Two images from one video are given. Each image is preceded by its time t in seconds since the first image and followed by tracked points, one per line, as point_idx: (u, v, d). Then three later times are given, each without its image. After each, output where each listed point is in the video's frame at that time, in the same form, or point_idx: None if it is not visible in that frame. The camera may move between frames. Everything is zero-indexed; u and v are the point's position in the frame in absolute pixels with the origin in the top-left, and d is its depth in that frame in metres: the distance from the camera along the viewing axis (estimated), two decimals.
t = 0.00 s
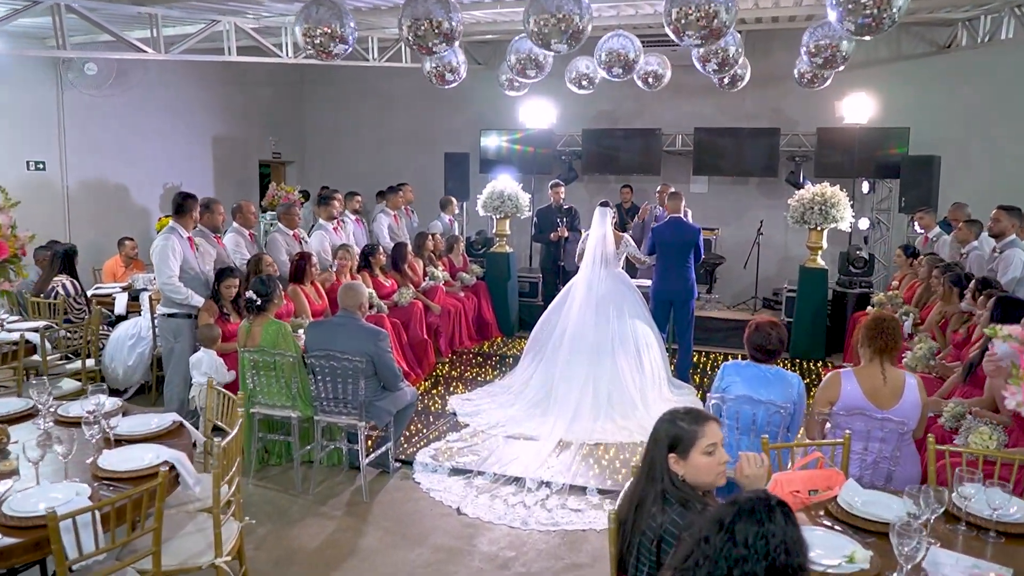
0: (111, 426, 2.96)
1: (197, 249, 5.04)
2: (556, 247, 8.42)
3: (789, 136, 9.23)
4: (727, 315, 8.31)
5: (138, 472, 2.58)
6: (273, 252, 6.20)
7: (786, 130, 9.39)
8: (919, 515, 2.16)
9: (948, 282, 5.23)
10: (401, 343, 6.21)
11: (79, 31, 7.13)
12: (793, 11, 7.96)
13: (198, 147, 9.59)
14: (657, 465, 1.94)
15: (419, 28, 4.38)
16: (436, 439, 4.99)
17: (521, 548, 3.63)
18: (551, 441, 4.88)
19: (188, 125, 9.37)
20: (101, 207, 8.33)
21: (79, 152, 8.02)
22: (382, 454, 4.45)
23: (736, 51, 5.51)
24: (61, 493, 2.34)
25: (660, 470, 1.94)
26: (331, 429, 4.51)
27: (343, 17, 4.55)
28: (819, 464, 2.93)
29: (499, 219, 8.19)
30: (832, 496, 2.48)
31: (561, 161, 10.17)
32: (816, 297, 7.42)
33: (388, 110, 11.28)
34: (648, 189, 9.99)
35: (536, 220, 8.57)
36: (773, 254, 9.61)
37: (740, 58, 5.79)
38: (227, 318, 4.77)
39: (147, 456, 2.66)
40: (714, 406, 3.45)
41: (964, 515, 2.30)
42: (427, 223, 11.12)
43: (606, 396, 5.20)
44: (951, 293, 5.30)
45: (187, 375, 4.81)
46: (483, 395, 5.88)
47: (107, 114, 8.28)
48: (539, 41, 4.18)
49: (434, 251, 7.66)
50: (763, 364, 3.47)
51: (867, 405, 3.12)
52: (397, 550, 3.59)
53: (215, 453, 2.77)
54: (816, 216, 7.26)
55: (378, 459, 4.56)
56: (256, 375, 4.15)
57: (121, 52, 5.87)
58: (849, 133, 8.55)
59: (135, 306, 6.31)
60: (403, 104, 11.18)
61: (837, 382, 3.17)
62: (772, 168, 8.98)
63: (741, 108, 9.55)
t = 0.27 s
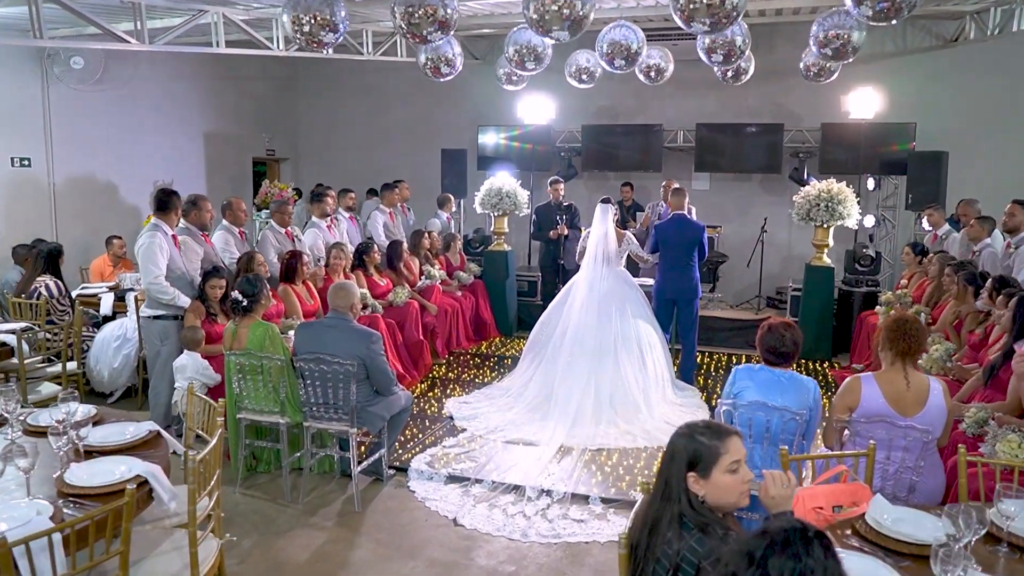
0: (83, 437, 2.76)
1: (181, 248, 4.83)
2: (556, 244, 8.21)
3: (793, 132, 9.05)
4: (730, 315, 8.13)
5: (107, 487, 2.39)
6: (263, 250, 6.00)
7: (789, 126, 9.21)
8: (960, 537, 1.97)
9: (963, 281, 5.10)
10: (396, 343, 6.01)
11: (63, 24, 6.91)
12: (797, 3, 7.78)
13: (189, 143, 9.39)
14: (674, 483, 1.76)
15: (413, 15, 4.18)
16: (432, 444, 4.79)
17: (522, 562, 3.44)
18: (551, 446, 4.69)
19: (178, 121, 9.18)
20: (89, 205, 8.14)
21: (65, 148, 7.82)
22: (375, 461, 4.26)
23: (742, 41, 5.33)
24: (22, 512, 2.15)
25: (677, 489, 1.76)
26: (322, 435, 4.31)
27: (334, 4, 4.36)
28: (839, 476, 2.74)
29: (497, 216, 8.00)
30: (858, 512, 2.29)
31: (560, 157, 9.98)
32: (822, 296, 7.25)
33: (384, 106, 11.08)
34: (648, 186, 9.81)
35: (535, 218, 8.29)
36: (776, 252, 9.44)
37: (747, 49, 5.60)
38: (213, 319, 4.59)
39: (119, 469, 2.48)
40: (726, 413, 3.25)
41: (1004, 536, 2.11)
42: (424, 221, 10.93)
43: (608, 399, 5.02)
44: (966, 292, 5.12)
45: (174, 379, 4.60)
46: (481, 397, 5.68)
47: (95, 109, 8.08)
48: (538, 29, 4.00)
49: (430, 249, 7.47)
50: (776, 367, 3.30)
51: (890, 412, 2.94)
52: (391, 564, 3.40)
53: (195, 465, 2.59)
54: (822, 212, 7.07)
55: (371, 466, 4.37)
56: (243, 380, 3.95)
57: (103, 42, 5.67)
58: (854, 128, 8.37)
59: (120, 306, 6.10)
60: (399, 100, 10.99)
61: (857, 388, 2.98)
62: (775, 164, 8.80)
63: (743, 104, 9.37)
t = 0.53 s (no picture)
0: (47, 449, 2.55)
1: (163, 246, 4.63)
2: (556, 243, 7.98)
3: (797, 128, 8.86)
4: (735, 316, 7.93)
5: (69, 505, 2.18)
6: (253, 249, 5.79)
7: (794, 122, 9.02)
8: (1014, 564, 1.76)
9: (979, 281, 4.90)
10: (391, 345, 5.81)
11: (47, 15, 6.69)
12: None
13: (180, 140, 9.18)
14: (695, 507, 1.56)
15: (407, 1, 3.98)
16: (427, 451, 4.59)
17: None
18: (552, 453, 4.49)
19: (169, 117, 8.97)
20: (76, 202, 7.93)
21: (51, 144, 7.60)
22: (368, 470, 4.05)
23: (750, 31, 5.14)
24: None
25: (699, 515, 1.56)
26: (312, 442, 4.11)
27: None
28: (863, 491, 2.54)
29: (495, 214, 7.80)
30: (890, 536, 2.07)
31: (559, 155, 9.78)
32: (829, 297, 7.06)
33: (380, 103, 10.88)
34: (649, 184, 9.61)
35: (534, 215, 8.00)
36: (780, 251, 9.25)
37: (754, 40, 5.41)
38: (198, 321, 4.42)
39: (83, 486, 2.27)
40: (740, 421, 3.04)
41: None
42: (421, 220, 10.73)
43: (611, 403, 4.82)
44: (982, 292, 4.93)
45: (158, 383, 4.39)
46: (480, 402, 5.48)
47: (81, 104, 7.87)
48: (539, 14, 3.80)
49: (426, 248, 7.26)
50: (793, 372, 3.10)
51: (917, 420, 2.74)
52: None
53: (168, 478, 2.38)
54: (829, 210, 6.87)
55: (363, 476, 4.17)
56: (228, 385, 3.75)
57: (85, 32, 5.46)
58: (860, 124, 8.17)
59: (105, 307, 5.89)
60: (395, 97, 10.79)
61: (881, 395, 2.78)
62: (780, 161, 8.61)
63: (746, 100, 9.19)
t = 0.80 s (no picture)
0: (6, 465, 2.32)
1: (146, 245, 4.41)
2: (555, 243, 7.77)
3: (802, 126, 8.67)
4: (739, 317, 7.74)
5: (21, 532, 1.96)
6: (242, 248, 5.57)
7: (798, 120, 8.84)
8: None
9: (998, 282, 4.71)
10: (385, 348, 5.60)
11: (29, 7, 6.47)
12: None
13: (169, 137, 8.95)
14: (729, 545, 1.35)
15: None
16: (422, 460, 4.38)
17: None
18: (554, 463, 4.28)
19: (158, 113, 8.75)
20: (62, 200, 7.70)
21: (35, 141, 7.38)
22: (359, 482, 3.84)
23: (759, 21, 4.94)
24: None
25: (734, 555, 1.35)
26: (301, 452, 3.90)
27: None
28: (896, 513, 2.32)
29: (493, 213, 7.59)
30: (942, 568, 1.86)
31: (558, 153, 9.58)
32: (837, 298, 6.86)
33: (375, 100, 10.67)
34: (650, 183, 9.42)
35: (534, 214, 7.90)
36: (784, 252, 9.06)
37: (763, 32, 5.21)
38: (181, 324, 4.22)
39: (40, 509, 2.04)
40: (757, 432, 2.85)
41: None
42: (417, 219, 10.52)
43: (615, 410, 4.62)
44: (1000, 294, 4.73)
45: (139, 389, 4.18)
46: (477, 407, 5.27)
47: (67, 100, 7.64)
48: None
49: (422, 248, 7.06)
50: (813, 379, 2.90)
51: (950, 434, 2.55)
52: None
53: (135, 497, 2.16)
54: (837, 209, 6.68)
55: (355, 487, 3.96)
56: (211, 392, 3.54)
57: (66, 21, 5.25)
58: (866, 121, 7.99)
59: (88, 308, 5.67)
60: (391, 94, 10.58)
61: (912, 406, 2.59)
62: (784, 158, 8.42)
63: (749, 97, 9.00)
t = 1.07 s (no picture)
0: None
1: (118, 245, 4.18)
2: (548, 243, 7.56)
3: (799, 124, 8.50)
4: (736, 319, 7.56)
5: None
6: (223, 248, 5.35)
7: (795, 117, 8.67)
8: None
9: (1010, 283, 4.54)
10: (372, 352, 5.38)
11: None
12: None
13: (151, 134, 8.70)
14: None
15: None
16: (411, 471, 4.17)
17: None
18: (550, 473, 4.07)
19: (139, 110, 8.50)
20: (38, 200, 7.43)
21: (10, 137, 7.11)
22: (344, 495, 3.62)
23: (762, 13, 4.75)
24: None
25: None
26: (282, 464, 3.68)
27: None
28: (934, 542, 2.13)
29: (484, 212, 7.39)
30: None
31: (550, 150, 9.39)
32: (837, 299, 6.68)
33: (363, 97, 10.44)
34: (644, 181, 9.23)
35: (525, 214, 7.66)
36: (780, 251, 8.89)
37: (766, 24, 5.02)
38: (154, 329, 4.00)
39: None
40: (770, 446, 2.66)
41: None
42: (406, 219, 10.30)
43: (612, 416, 4.42)
44: (1011, 297, 4.55)
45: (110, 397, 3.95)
46: (468, 414, 5.06)
47: (44, 95, 7.38)
48: None
49: (411, 248, 6.84)
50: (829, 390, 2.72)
51: (981, 449, 2.37)
52: None
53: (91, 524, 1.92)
54: (838, 208, 6.50)
55: (339, 501, 3.75)
56: (185, 401, 3.32)
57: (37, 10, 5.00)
58: (865, 119, 7.83)
59: (62, 311, 5.42)
60: (379, 90, 10.36)
61: (940, 419, 2.40)
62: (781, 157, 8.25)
63: (745, 94, 8.82)
